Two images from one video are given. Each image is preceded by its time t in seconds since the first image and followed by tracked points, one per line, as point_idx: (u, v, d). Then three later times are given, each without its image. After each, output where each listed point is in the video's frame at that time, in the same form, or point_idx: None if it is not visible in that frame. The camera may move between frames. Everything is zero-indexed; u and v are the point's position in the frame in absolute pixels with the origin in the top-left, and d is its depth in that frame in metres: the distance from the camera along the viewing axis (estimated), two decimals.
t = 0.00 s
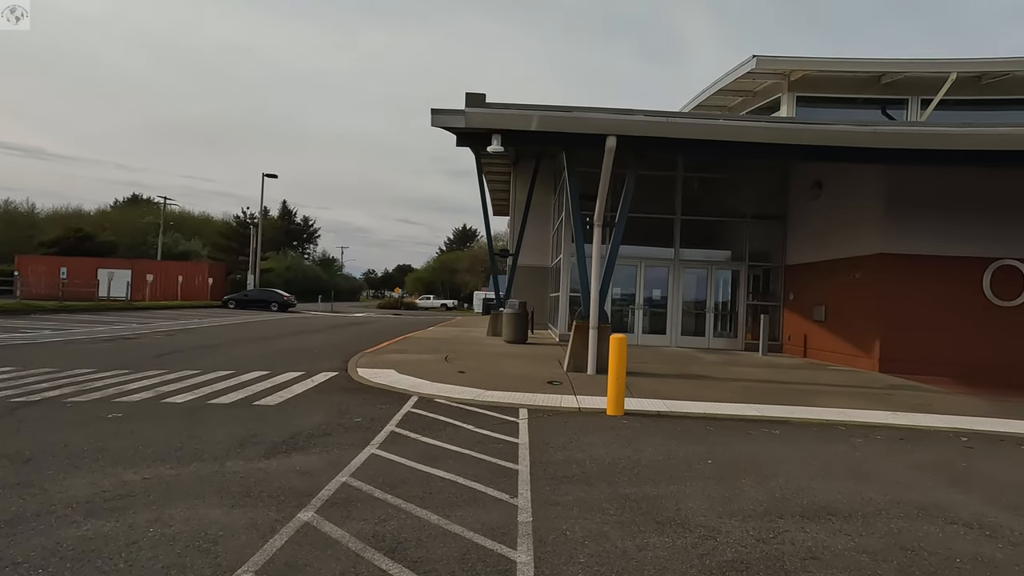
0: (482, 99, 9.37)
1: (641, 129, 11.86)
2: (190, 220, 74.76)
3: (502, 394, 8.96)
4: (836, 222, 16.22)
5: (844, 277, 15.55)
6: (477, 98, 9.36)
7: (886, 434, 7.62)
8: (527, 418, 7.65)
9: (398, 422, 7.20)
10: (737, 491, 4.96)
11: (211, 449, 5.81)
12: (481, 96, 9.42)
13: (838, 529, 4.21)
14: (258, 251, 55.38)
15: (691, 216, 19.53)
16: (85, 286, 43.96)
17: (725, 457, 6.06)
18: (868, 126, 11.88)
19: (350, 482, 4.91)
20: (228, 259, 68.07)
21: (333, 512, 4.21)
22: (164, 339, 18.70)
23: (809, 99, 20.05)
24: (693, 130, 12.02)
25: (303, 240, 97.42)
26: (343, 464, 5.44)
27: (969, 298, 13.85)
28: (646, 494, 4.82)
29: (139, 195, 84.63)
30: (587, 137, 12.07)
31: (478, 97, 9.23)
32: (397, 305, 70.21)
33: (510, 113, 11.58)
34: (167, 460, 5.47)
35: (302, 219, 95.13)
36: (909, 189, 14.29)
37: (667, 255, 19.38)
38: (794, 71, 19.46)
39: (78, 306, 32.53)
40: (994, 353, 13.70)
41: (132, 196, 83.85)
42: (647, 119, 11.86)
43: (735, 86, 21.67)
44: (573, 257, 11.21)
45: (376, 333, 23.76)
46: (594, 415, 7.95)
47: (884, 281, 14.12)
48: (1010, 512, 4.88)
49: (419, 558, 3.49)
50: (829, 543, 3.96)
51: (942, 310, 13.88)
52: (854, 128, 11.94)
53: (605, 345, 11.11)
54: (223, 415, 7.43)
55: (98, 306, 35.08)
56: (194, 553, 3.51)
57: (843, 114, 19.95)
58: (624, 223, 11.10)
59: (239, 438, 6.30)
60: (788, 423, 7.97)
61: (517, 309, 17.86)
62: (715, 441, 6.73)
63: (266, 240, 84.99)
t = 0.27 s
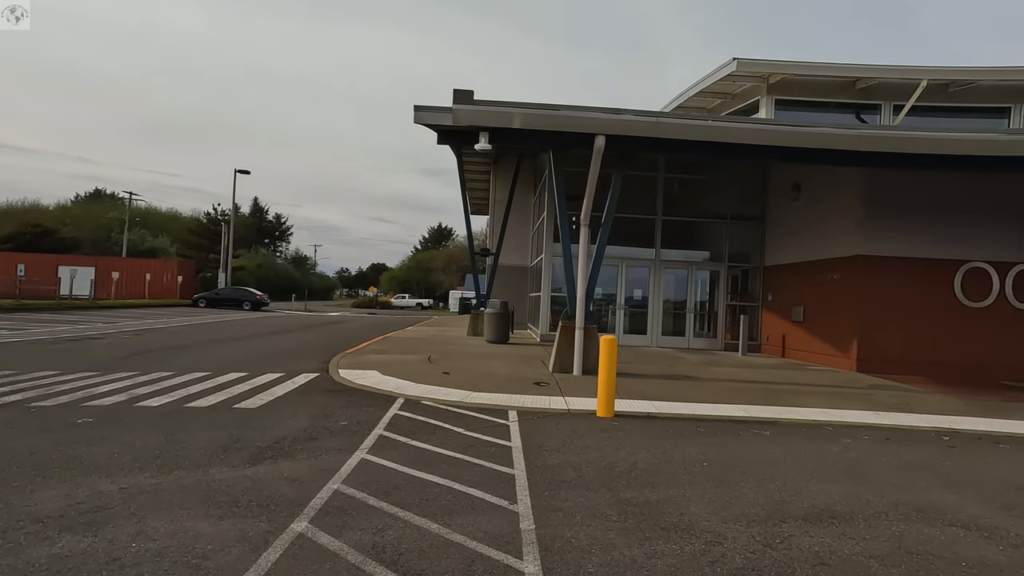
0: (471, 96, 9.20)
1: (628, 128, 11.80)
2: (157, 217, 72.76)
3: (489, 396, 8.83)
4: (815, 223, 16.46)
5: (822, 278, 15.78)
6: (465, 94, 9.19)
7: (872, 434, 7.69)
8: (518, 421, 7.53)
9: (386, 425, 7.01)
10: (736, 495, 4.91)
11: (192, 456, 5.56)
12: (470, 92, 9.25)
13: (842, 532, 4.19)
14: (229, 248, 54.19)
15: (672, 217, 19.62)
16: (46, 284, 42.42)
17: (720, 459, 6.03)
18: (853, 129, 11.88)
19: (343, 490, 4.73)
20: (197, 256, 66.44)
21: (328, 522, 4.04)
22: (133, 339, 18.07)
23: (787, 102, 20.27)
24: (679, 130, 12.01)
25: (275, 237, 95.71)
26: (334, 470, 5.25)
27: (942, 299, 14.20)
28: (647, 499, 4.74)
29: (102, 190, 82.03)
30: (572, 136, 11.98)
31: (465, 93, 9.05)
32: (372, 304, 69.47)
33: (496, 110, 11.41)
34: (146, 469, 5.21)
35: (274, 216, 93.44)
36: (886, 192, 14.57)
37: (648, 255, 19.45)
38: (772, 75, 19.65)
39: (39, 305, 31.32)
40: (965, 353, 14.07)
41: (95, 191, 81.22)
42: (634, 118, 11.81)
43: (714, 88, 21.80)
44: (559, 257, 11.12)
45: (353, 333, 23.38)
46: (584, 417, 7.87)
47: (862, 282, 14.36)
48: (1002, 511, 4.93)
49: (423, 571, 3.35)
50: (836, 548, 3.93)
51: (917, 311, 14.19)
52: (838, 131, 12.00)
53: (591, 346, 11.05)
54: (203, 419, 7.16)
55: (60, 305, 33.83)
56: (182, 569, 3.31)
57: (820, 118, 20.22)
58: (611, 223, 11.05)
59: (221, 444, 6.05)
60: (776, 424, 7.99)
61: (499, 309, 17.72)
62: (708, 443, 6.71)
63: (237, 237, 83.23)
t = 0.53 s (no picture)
0: (456, 89, 8.98)
1: (615, 126, 11.71)
2: (120, 213, 70.51)
3: (475, 397, 8.65)
4: (792, 224, 16.66)
5: (800, 277, 15.97)
6: (450, 87, 8.97)
7: (858, 432, 7.71)
8: (506, 422, 7.37)
9: (371, 428, 6.79)
10: (736, 497, 4.83)
11: (167, 463, 5.26)
12: (455, 86, 9.04)
13: (846, 534, 4.13)
14: (197, 245, 52.79)
15: (652, 217, 19.66)
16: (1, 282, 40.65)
17: (714, 460, 5.96)
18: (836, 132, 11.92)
19: (332, 497, 4.51)
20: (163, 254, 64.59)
21: (319, 532, 3.82)
22: (97, 339, 17.36)
23: (764, 103, 20.46)
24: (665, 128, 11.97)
25: (243, 235, 93.76)
26: (320, 476, 5.01)
27: (915, 299, 14.51)
28: (647, 502, 4.63)
29: (61, 185, 79.12)
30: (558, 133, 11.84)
31: (451, 86, 8.84)
32: (344, 303, 68.54)
33: (484, 105, 11.23)
34: (117, 477, 4.89)
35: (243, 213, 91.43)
36: (862, 192, 14.81)
37: (628, 254, 19.46)
38: (750, 76, 19.81)
39: None
40: (937, 351, 14.39)
41: (54, 186, 78.30)
42: (620, 116, 11.73)
43: (693, 88, 21.89)
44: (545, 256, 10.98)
45: (328, 333, 22.90)
46: (572, 418, 7.75)
47: (840, 282, 14.57)
48: (996, 509, 4.94)
49: None
50: (842, 550, 3.86)
51: (891, 310, 14.47)
52: (820, 131, 12.10)
53: (576, 346, 10.94)
54: (176, 423, 6.82)
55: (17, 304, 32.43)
56: None
57: (796, 120, 20.45)
58: (596, 222, 10.95)
59: (197, 449, 5.75)
60: (763, 424, 7.98)
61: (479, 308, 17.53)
62: (701, 443, 6.64)
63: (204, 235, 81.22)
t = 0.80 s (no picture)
0: (441, 85, 8.74)
1: (600, 125, 11.60)
2: (80, 209, 68.08)
3: (460, 400, 8.46)
4: (770, 225, 16.85)
5: (778, 278, 16.15)
6: (435, 84, 8.74)
7: (846, 433, 7.72)
8: (495, 426, 7.21)
9: (356, 434, 6.55)
10: (736, 504, 4.75)
11: (141, 475, 4.96)
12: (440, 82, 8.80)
13: (852, 541, 4.06)
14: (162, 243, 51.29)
15: (632, 217, 19.68)
16: None
17: (710, 465, 5.89)
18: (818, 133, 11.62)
19: (322, 510, 4.28)
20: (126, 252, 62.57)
21: (311, 550, 3.59)
22: (58, 341, 16.64)
23: (741, 106, 20.60)
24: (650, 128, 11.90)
25: (210, 233, 91.50)
26: (306, 487, 4.77)
27: (889, 299, 14.78)
28: (648, 511, 4.51)
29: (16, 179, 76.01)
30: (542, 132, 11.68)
31: (436, 82, 8.60)
32: (315, 302, 67.39)
33: (468, 102, 11.00)
34: (87, 492, 4.59)
35: (211, 210, 89.24)
36: (839, 195, 15.01)
37: (607, 255, 19.45)
38: (727, 78, 19.91)
39: None
40: (910, 351, 14.69)
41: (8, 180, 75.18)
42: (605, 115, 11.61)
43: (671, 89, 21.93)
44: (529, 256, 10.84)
45: (302, 333, 22.40)
46: (561, 421, 7.62)
47: (817, 283, 14.76)
48: (991, 511, 4.93)
49: None
50: (850, 559, 3.79)
51: (867, 311, 14.71)
52: (803, 134, 12.15)
53: (560, 347, 10.83)
54: (149, 432, 6.50)
55: None
56: None
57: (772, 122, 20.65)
58: (581, 222, 10.86)
59: (173, 460, 5.45)
60: (751, 426, 7.96)
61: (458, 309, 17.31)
62: (693, 447, 6.58)
63: (170, 232, 78.99)
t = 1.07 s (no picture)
0: (428, 80, 8.54)
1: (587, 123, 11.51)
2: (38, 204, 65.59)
3: (448, 402, 8.29)
4: (750, 225, 17.01)
5: (757, 279, 16.34)
6: (422, 79, 8.54)
7: (833, 433, 7.76)
8: (487, 429, 7.06)
9: (345, 438, 6.34)
10: (740, 507, 4.69)
11: (119, 485, 4.68)
12: (427, 77, 8.60)
13: (860, 544, 4.01)
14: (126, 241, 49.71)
15: (612, 217, 19.69)
16: None
17: (707, 467, 5.84)
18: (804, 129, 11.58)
19: (318, 520, 4.09)
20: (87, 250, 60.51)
21: (310, 564, 3.42)
22: (19, 342, 15.94)
23: (719, 107, 20.70)
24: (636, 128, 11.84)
25: (176, 230, 89.14)
26: (299, 496, 4.56)
27: (865, 300, 15.06)
28: (654, 515, 4.43)
29: None
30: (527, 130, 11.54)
31: (422, 77, 8.40)
32: (287, 302, 66.17)
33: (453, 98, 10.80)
34: (62, 505, 4.31)
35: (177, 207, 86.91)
36: (818, 197, 15.22)
37: (588, 255, 19.43)
38: (706, 80, 19.97)
39: None
40: (884, 351, 14.98)
41: None
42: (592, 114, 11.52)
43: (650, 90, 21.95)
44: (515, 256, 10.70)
45: (276, 334, 21.87)
46: (552, 423, 7.51)
47: (796, 284, 14.96)
48: (986, 510, 4.95)
49: None
50: (860, 562, 3.75)
51: (843, 312, 14.97)
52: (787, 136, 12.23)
53: (547, 347, 10.73)
54: (123, 438, 6.20)
55: None
56: None
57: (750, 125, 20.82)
58: (567, 223, 10.77)
59: (153, 468, 5.18)
60: (741, 426, 7.95)
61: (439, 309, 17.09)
62: (688, 449, 6.53)
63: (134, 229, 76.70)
